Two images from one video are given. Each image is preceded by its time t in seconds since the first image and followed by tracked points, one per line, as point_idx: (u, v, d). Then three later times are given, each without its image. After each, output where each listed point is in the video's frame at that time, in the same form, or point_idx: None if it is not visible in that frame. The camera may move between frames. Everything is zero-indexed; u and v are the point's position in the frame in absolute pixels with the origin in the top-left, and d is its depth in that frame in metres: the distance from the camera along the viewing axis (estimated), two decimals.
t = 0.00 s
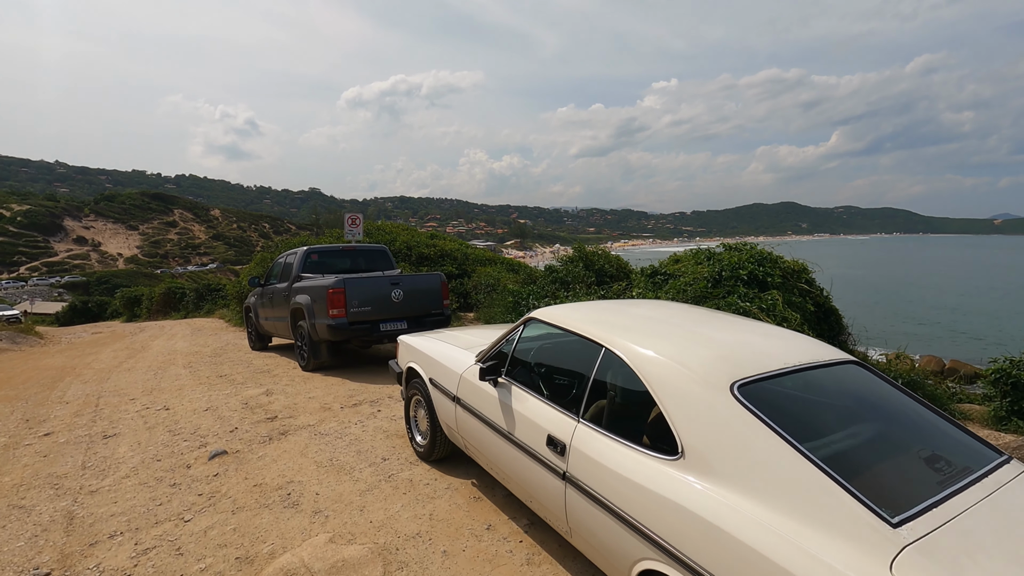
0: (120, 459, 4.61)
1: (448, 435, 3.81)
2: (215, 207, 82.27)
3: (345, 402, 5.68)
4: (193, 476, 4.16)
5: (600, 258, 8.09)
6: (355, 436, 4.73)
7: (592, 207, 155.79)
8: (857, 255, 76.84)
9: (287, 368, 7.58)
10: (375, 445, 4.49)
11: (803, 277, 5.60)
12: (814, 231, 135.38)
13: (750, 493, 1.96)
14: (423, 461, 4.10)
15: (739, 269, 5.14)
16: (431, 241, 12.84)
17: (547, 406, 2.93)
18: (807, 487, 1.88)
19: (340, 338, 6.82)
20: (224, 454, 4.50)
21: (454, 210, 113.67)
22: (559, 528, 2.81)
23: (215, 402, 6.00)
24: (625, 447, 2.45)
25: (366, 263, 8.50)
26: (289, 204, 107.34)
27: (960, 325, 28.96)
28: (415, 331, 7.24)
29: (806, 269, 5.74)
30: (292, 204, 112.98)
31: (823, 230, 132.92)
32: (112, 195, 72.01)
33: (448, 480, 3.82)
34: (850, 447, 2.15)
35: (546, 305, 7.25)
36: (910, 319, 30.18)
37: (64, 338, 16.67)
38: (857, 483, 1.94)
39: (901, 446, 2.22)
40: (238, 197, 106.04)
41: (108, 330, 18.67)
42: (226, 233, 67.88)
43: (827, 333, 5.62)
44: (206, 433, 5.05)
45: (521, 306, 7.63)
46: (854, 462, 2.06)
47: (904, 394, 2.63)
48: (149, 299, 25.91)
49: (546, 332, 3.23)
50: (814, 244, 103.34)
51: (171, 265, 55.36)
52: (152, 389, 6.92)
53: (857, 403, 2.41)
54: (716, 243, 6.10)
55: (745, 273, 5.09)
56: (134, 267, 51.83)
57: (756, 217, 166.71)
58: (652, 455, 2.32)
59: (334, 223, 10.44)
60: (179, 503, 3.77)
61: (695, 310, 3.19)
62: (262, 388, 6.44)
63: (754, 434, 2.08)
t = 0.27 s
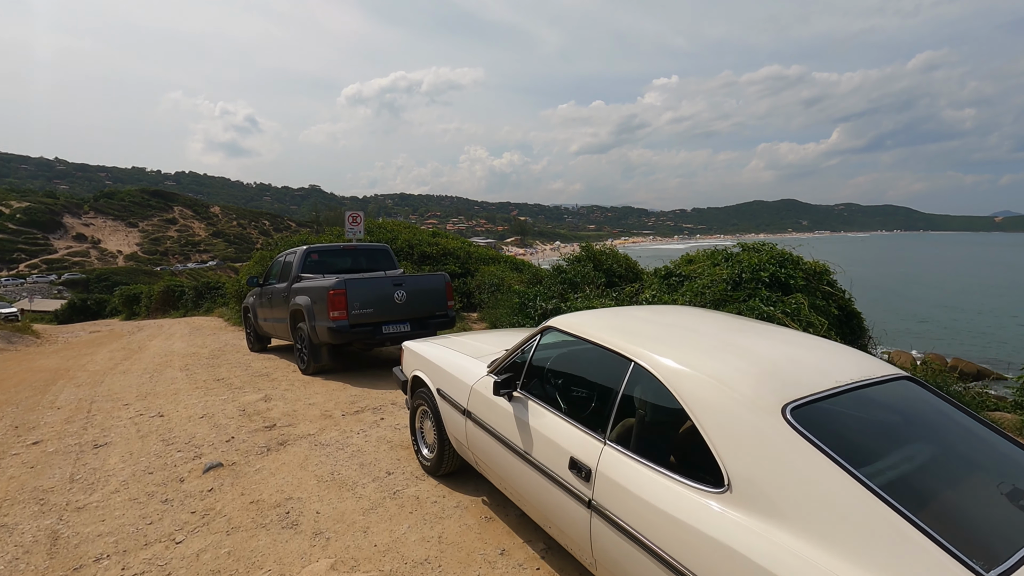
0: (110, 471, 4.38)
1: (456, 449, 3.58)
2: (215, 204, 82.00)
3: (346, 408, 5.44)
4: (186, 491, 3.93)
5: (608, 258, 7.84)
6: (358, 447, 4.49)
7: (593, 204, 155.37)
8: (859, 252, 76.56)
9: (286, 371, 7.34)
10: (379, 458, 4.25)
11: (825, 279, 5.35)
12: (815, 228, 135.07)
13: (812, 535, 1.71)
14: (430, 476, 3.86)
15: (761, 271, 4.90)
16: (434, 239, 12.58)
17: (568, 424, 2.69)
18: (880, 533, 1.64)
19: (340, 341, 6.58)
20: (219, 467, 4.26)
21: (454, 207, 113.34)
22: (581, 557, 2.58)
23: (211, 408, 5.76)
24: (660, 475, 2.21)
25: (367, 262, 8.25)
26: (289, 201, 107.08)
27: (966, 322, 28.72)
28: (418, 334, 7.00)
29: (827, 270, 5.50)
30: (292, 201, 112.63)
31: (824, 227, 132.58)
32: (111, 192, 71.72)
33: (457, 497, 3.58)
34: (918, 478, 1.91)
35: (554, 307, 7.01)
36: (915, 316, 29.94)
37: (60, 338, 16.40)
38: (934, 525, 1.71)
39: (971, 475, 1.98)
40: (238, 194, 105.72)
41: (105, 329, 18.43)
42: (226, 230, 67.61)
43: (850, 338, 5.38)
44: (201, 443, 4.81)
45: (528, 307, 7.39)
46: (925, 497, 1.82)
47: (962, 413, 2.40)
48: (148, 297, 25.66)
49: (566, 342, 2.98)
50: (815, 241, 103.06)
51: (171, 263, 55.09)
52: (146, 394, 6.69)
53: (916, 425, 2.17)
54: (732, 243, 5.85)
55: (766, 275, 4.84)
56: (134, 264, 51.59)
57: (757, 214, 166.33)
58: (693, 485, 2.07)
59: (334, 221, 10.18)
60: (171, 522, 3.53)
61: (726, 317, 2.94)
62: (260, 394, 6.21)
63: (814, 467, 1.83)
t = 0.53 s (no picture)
0: (94, 490, 4.15)
1: (460, 470, 3.35)
2: (213, 203, 81.68)
3: (344, 420, 5.22)
4: (174, 513, 3.71)
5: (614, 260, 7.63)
6: (356, 464, 4.27)
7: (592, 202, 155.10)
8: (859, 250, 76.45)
9: (282, 379, 7.11)
10: (378, 476, 4.03)
11: (843, 284, 5.13)
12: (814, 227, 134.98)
13: None
14: (432, 497, 3.64)
15: (777, 278, 4.68)
16: (433, 240, 12.35)
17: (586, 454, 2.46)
18: None
19: (338, 348, 6.36)
20: (209, 486, 4.03)
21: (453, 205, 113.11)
22: None
23: (203, 419, 5.54)
24: (692, 517, 1.98)
25: (366, 265, 8.02)
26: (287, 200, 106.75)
27: (968, 321, 28.57)
28: (419, 340, 6.78)
29: (845, 276, 5.28)
30: (291, 200, 112.23)
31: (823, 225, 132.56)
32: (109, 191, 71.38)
33: (462, 522, 3.35)
34: (988, 524, 1.69)
35: (559, 311, 6.79)
36: (918, 315, 29.79)
37: (54, 340, 16.13)
38: None
39: None
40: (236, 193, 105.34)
41: (100, 331, 18.18)
42: (224, 229, 67.29)
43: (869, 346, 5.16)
44: (191, 459, 4.58)
45: (532, 312, 7.16)
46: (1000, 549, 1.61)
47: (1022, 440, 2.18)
48: (144, 297, 25.40)
49: (581, 360, 2.76)
50: (814, 239, 102.99)
51: (169, 262, 54.76)
52: (136, 403, 6.45)
53: (978, 458, 1.95)
54: (746, 248, 5.63)
55: (784, 281, 4.62)
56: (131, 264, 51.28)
57: (756, 213, 166.22)
58: (732, 531, 1.84)
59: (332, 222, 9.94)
60: (156, 549, 3.31)
61: (754, 332, 2.72)
62: (255, 403, 5.98)
63: (873, 517, 1.62)
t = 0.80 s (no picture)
0: (71, 506, 3.90)
1: (461, 487, 3.11)
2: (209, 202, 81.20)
3: (338, 429, 4.97)
4: (153, 532, 3.46)
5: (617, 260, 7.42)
6: (350, 477, 4.03)
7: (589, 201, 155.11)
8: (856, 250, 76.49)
9: (274, 383, 6.86)
10: (373, 491, 3.79)
11: (861, 286, 4.91)
12: (812, 226, 135.07)
13: None
14: (431, 514, 3.40)
15: (794, 280, 4.45)
16: (431, 240, 12.10)
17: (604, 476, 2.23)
18: None
19: (332, 351, 6.11)
20: (193, 501, 3.78)
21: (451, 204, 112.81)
22: None
23: (191, 427, 5.28)
24: (727, 553, 1.75)
25: (362, 266, 7.78)
26: (284, 199, 106.29)
27: (969, 319, 28.46)
28: (417, 343, 6.55)
29: (861, 276, 5.07)
30: (287, 199, 111.71)
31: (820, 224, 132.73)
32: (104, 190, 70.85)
33: (463, 543, 3.11)
34: None
35: (562, 313, 6.55)
36: (917, 314, 29.70)
37: (44, 341, 15.81)
38: None
39: None
40: (233, 192, 104.83)
41: (94, 332, 17.91)
42: (220, 228, 66.85)
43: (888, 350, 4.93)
44: (176, 471, 4.33)
45: (533, 314, 6.92)
46: None
47: None
48: (139, 297, 25.07)
49: (594, 370, 2.51)
50: (812, 238, 103.08)
51: (164, 261, 54.33)
52: (122, 410, 6.19)
53: None
54: (757, 247, 5.41)
55: (800, 283, 4.39)
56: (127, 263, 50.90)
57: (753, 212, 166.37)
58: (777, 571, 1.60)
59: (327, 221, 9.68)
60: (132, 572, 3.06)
61: (781, 340, 2.49)
62: (245, 410, 5.73)
63: (953, 562, 1.37)
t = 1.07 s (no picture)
0: (41, 528, 3.64)
1: (459, 514, 2.87)
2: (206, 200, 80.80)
3: (329, 441, 4.73)
4: (127, 559, 3.21)
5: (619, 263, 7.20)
6: (340, 497, 3.79)
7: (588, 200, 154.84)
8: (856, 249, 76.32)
9: (265, 391, 6.61)
10: (364, 513, 3.54)
11: (879, 291, 4.67)
12: (811, 225, 134.98)
13: None
14: (426, 540, 3.16)
15: (810, 286, 4.21)
16: (429, 240, 11.84)
17: (620, 518, 1.97)
18: None
19: (325, 358, 5.87)
20: (172, 524, 3.54)
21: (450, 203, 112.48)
22: None
23: (175, 439, 5.04)
24: None
25: (357, 267, 7.53)
26: (282, 198, 105.90)
27: (972, 319, 28.23)
28: (413, 349, 6.31)
29: (879, 281, 4.84)
30: (286, 198, 111.31)
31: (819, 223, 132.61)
32: (101, 188, 70.41)
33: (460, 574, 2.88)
34: None
35: (564, 318, 6.32)
36: (920, 314, 29.49)
37: (36, 342, 15.53)
38: None
39: None
40: (231, 190, 104.40)
41: (87, 333, 17.63)
42: (218, 227, 66.49)
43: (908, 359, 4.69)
44: (156, 488, 4.08)
45: (534, 318, 6.68)
46: None
47: None
48: (134, 297, 24.77)
49: (605, 392, 2.27)
50: (811, 237, 102.91)
51: (161, 260, 53.95)
52: (105, 419, 5.93)
53: None
54: (769, 250, 5.18)
55: (817, 289, 4.16)
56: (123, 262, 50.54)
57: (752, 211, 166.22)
58: None
59: (322, 221, 9.43)
60: None
61: (811, 358, 2.26)
62: (233, 420, 5.48)
63: None
